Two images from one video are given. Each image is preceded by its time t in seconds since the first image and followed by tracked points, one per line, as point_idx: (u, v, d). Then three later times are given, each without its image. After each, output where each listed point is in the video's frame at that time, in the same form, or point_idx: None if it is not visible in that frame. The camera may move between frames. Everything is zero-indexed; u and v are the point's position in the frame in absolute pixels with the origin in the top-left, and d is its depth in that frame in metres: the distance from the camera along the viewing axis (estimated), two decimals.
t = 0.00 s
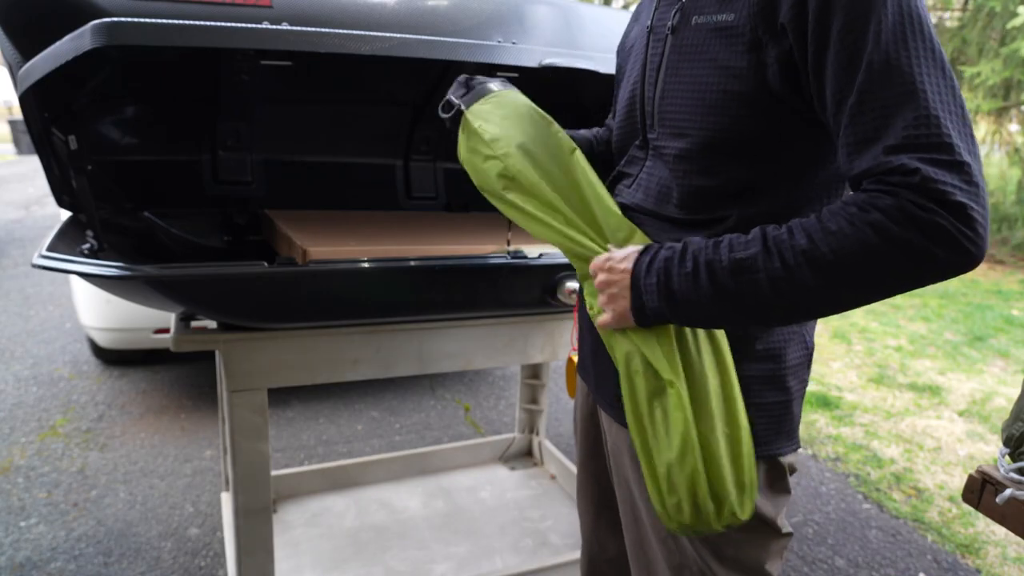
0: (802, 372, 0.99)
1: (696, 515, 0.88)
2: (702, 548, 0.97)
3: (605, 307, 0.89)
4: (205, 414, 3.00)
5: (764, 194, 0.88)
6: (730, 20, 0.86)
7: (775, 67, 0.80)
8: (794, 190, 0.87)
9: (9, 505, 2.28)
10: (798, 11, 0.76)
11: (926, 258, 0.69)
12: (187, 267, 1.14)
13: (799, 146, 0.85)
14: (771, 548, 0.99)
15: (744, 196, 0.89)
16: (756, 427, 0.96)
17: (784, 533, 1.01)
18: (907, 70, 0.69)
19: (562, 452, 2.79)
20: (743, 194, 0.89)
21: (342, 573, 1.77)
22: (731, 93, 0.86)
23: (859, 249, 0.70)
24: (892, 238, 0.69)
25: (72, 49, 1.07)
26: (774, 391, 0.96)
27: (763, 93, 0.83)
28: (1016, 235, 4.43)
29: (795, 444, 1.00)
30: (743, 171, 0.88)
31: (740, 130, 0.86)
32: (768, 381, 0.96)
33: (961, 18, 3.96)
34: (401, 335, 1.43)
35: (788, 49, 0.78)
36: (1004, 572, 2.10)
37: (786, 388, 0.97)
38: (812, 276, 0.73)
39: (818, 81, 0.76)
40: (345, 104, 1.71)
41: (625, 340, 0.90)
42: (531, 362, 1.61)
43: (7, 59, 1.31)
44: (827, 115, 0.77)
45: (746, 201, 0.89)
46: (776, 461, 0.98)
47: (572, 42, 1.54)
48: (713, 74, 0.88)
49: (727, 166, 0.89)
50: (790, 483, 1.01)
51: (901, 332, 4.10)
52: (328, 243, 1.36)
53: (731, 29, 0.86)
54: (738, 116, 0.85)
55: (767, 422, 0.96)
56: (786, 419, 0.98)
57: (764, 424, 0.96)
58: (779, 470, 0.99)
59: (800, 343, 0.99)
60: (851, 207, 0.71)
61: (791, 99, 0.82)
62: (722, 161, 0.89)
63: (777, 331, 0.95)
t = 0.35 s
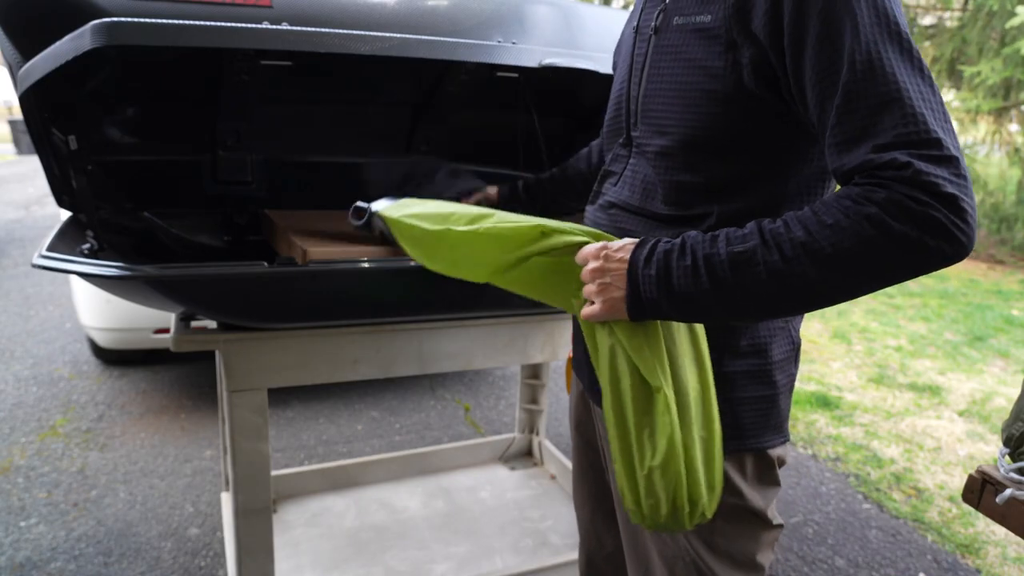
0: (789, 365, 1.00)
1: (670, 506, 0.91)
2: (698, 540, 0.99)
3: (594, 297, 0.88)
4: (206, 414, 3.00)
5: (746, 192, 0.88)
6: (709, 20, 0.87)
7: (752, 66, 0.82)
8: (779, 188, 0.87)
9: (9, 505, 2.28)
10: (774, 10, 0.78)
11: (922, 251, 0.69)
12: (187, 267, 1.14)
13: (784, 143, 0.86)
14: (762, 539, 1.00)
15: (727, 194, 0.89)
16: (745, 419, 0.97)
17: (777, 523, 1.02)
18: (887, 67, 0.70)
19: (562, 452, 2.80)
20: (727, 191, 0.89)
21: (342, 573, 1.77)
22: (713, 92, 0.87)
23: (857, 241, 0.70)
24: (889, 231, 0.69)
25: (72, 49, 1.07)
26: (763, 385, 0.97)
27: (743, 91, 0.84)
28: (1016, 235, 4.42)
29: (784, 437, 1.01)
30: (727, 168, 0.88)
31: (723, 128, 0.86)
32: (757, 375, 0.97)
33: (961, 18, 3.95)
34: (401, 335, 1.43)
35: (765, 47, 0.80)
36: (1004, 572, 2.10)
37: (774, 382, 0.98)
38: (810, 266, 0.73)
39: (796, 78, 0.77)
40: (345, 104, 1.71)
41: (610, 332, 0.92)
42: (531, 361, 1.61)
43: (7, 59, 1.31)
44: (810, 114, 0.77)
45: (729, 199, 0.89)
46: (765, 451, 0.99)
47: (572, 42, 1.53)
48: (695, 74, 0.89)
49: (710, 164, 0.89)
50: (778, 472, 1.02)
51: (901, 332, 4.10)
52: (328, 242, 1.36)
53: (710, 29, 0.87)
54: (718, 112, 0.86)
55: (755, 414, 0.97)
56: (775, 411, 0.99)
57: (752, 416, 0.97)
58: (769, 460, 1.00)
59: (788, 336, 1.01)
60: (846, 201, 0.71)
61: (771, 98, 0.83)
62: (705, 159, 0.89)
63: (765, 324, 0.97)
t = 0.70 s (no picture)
0: (793, 363, 1.01)
1: (622, 489, 0.90)
2: (704, 538, 1.00)
3: (606, 258, 0.85)
4: (206, 414, 3.00)
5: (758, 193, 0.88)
6: (730, 21, 0.88)
7: (774, 67, 0.82)
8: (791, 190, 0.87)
9: (9, 505, 2.28)
10: (797, 15, 0.80)
11: (930, 243, 0.68)
12: (188, 267, 1.14)
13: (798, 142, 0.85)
14: (767, 536, 1.02)
15: (740, 195, 0.89)
16: (752, 417, 0.97)
17: (780, 523, 1.03)
18: (908, 69, 0.71)
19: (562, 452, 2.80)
20: (739, 193, 0.89)
21: (342, 573, 1.77)
22: (731, 92, 0.86)
23: (869, 231, 0.69)
24: (904, 223, 0.68)
25: (72, 49, 1.07)
26: (769, 383, 0.97)
27: (763, 91, 0.84)
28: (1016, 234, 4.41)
29: (787, 434, 1.02)
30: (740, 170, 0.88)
31: (739, 128, 0.86)
32: (763, 372, 0.97)
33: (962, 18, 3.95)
34: (401, 335, 1.43)
35: (789, 48, 0.81)
36: (1004, 572, 2.10)
37: (780, 379, 0.99)
38: (822, 252, 0.72)
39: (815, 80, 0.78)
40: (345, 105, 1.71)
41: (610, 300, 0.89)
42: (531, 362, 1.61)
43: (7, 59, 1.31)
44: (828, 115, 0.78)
45: (741, 200, 0.89)
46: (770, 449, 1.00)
47: (572, 42, 1.53)
48: (713, 74, 0.89)
49: (724, 165, 0.89)
50: (783, 470, 1.03)
51: (901, 332, 4.10)
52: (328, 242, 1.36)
53: (732, 30, 0.87)
54: (735, 113, 0.86)
55: (763, 411, 0.98)
56: (779, 408, 1.00)
57: (759, 413, 0.97)
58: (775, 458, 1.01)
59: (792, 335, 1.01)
60: (864, 191, 0.71)
61: (791, 99, 0.83)
62: (720, 160, 0.89)
63: (771, 322, 0.97)
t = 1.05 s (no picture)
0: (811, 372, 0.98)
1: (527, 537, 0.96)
2: (732, 567, 0.93)
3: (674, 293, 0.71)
4: (206, 414, 3.00)
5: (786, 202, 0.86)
6: (777, 20, 0.82)
7: (830, 74, 0.78)
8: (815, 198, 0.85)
9: (9, 505, 2.28)
10: (860, 21, 0.76)
11: (937, 272, 0.73)
12: (188, 266, 1.14)
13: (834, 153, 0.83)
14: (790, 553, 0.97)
15: (767, 202, 0.86)
16: (781, 430, 0.93)
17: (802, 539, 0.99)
18: (953, 97, 0.72)
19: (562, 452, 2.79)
20: (768, 202, 0.86)
21: (342, 573, 1.77)
22: (775, 98, 0.81)
23: (905, 257, 0.72)
24: (931, 251, 0.72)
25: (72, 49, 1.06)
26: (794, 394, 0.94)
27: (811, 98, 0.80)
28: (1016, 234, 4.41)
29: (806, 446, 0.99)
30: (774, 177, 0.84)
31: (781, 135, 0.82)
32: (789, 384, 0.93)
33: (962, 18, 3.95)
34: (400, 334, 1.42)
35: (850, 55, 0.77)
36: (1004, 572, 2.10)
37: (803, 389, 0.95)
38: (862, 272, 0.73)
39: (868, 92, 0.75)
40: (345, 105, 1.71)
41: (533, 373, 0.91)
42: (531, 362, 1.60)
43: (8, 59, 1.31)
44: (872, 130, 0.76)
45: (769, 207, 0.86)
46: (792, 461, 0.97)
47: (572, 42, 1.53)
48: (754, 77, 0.83)
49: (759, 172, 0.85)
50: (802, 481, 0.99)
51: (901, 332, 4.10)
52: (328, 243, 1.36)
53: (778, 32, 0.81)
54: (780, 119, 0.82)
55: (789, 424, 0.94)
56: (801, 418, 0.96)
57: (787, 425, 0.93)
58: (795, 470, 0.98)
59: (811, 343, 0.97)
60: (903, 218, 0.72)
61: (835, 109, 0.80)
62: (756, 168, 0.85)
63: (795, 330, 0.92)
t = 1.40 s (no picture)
0: (815, 372, 0.97)
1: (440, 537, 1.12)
2: (730, 566, 0.93)
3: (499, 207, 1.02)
4: (206, 414, 3.00)
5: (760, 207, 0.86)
6: (724, 30, 0.84)
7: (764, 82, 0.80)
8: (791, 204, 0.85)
9: (9, 505, 2.28)
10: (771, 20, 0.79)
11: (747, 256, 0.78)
12: (188, 267, 1.14)
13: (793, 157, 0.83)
14: (793, 555, 0.97)
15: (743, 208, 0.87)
16: (780, 432, 0.93)
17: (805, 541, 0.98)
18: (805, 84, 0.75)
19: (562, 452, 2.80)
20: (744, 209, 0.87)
21: (342, 573, 1.77)
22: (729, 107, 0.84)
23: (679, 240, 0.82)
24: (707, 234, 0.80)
25: (72, 49, 1.07)
26: (795, 396, 0.93)
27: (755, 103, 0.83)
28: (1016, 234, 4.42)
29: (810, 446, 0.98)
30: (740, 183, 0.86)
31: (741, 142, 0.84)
32: (788, 386, 0.93)
33: (962, 18, 3.96)
34: (401, 334, 1.42)
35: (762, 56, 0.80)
36: (1004, 572, 2.10)
37: (805, 391, 0.95)
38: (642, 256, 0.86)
39: (759, 83, 0.77)
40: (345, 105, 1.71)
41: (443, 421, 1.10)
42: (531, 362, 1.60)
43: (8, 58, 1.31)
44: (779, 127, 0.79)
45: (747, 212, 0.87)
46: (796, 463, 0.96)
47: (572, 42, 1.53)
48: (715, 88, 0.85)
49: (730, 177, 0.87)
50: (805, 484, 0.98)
51: (901, 332, 4.10)
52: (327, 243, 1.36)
53: (725, 43, 0.83)
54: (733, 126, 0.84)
55: (789, 426, 0.93)
56: (804, 419, 0.96)
57: (787, 427, 0.93)
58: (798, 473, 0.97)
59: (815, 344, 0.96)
60: (682, 206, 0.83)
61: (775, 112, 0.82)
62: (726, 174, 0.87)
63: (796, 332, 0.92)
